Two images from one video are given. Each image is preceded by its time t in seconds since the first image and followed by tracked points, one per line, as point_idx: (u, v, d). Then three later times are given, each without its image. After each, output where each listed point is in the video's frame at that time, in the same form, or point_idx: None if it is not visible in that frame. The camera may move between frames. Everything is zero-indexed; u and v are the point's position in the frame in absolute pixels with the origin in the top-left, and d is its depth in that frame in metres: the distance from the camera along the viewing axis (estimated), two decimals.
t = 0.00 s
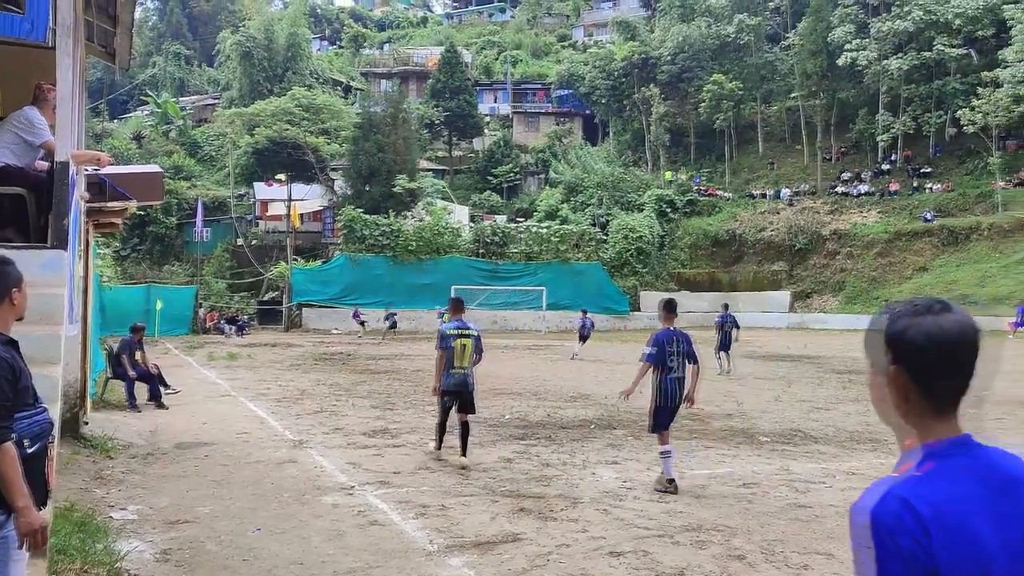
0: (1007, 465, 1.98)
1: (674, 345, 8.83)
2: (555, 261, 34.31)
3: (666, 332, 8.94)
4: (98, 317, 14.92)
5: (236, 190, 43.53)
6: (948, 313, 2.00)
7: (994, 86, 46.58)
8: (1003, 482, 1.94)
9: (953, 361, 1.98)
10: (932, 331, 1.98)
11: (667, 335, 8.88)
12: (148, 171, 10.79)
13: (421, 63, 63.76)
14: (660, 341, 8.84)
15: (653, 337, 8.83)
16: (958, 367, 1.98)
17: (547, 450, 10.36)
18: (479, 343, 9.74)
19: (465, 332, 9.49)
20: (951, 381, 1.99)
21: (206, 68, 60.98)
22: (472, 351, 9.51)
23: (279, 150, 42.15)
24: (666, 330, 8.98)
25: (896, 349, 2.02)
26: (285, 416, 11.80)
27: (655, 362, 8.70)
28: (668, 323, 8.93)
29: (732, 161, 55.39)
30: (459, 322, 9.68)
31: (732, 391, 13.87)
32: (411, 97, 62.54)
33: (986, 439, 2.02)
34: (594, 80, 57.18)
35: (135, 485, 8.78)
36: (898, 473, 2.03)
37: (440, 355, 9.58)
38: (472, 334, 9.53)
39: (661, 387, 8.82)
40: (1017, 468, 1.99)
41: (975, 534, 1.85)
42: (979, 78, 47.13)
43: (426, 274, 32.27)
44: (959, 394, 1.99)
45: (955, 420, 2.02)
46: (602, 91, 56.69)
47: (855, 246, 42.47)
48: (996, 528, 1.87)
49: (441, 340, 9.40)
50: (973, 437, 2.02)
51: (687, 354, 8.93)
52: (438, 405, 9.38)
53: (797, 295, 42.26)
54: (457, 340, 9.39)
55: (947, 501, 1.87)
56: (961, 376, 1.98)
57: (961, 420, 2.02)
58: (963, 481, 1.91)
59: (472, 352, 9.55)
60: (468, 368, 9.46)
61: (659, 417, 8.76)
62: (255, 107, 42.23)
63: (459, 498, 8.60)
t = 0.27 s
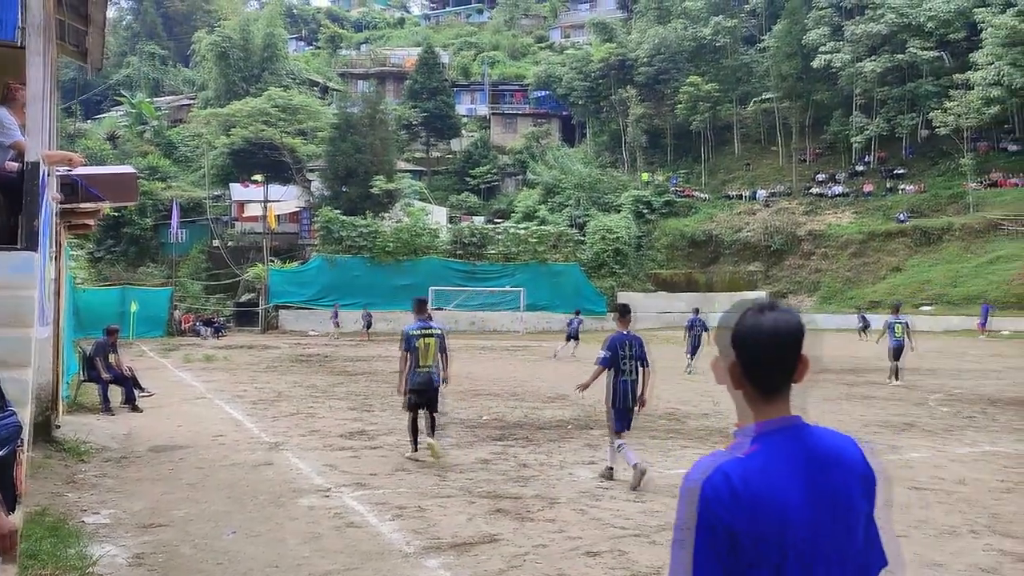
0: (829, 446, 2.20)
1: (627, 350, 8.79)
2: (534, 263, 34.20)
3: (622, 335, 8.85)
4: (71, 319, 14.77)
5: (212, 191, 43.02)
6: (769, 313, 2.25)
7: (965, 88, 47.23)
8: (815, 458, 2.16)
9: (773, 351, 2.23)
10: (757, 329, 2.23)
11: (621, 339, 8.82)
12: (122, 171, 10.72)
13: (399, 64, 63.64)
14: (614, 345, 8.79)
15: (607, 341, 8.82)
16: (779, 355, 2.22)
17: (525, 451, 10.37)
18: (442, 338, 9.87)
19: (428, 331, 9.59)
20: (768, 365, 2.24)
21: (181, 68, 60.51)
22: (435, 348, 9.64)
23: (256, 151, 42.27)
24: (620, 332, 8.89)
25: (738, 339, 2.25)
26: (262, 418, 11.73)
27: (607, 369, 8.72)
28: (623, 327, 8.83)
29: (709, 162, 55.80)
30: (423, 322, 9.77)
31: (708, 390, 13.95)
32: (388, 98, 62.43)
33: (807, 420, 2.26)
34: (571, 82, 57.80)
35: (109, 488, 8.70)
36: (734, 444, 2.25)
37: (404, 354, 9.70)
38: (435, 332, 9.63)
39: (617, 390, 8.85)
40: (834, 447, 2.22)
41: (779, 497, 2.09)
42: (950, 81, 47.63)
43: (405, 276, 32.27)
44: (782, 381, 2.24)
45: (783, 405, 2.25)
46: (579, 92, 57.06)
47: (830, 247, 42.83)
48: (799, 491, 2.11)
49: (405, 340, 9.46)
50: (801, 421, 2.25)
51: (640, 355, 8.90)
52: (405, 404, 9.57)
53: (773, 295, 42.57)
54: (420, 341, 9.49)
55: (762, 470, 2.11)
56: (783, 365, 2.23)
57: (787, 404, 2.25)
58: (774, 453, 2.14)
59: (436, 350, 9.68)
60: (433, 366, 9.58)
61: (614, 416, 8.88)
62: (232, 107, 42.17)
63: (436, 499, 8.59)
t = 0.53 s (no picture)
0: (694, 430, 2.32)
1: (574, 344, 9.00)
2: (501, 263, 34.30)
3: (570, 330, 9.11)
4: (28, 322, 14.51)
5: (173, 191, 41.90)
6: (641, 307, 2.40)
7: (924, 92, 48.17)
8: (678, 437, 2.28)
9: (643, 341, 2.38)
10: (630, 321, 2.39)
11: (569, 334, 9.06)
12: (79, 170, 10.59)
13: (365, 64, 63.45)
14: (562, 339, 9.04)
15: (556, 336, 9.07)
16: (646, 344, 2.38)
17: (489, 452, 10.36)
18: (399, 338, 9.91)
19: (385, 332, 9.62)
20: (637, 351, 2.40)
21: (144, 67, 59.78)
22: (391, 349, 9.68)
23: (221, 151, 41.87)
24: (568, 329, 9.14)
25: (615, 328, 2.41)
26: (224, 421, 11.61)
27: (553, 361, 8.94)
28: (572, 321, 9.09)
29: (675, 163, 56.32)
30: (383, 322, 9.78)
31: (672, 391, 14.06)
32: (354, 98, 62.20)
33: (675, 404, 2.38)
34: (538, 83, 58.65)
35: (64, 494, 8.55)
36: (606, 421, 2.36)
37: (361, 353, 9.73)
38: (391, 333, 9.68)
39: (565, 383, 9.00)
40: (698, 428, 2.34)
41: (642, 471, 2.19)
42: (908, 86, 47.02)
43: (371, 277, 32.13)
44: (651, 368, 2.39)
45: (651, 388, 2.38)
46: (546, 93, 58.33)
47: (793, 248, 43.34)
48: (660, 466, 2.22)
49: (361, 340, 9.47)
50: (669, 404, 2.36)
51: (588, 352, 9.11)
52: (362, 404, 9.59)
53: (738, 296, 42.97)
54: (377, 341, 9.51)
55: (627, 445, 2.21)
56: (650, 353, 2.39)
57: (656, 388, 2.38)
58: (641, 431, 2.24)
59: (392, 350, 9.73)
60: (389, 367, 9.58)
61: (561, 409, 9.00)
62: (194, 106, 42.51)
63: (399, 501, 8.56)
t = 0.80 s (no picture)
0: (570, 428, 2.67)
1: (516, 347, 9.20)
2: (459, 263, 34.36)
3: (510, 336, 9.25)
4: None
5: (125, 189, 41.55)
6: (529, 321, 2.76)
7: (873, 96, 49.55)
8: (552, 435, 2.62)
9: (529, 350, 2.73)
10: (517, 333, 2.73)
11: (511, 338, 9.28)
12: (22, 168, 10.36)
13: (321, 62, 62.98)
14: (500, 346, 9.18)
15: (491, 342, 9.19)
16: (533, 355, 2.73)
17: (442, 453, 10.34)
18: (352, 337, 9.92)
19: (336, 333, 9.62)
20: (523, 361, 2.74)
21: (93, 63, 58.61)
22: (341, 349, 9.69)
23: (173, 149, 41.21)
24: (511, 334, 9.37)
25: (505, 341, 2.75)
26: (174, 423, 11.43)
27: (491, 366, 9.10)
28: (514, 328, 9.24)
29: (631, 165, 56.95)
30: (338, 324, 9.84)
31: (627, 390, 14.16)
32: (310, 96, 61.71)
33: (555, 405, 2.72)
34: (496, 83, 58.88)
35: (5, 500, 8.34)
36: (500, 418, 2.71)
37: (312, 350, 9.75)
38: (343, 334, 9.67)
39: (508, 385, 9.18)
40: (572, 427, 2.67)
41: (516, 468, 2.55)
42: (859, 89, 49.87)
43: (327, 278, 31.87)
44: (534, 375, 2.73)
45: (536, 392, 2.72)
46: (504, 94, 58.63)
47: (746, 249, 43.89)
48: (534, 462, 2.56)
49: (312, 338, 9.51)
50: (552, 405, 2.70)
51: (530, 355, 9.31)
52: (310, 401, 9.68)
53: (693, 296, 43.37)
54: (327, 342, 9.52)
55: (506, 445, 2.56)
56: (534, 362, 2.73)
57: (538, 392, 2.72)
58: (520, 431, 2.59)
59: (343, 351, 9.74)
60: (337, 367, 9.62)
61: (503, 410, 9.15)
62: (146, 103, 41.83)
63: (351, 503, 8.50)
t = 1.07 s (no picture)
0: (473, 404, 2.73)
1: (472, 344, 9.23)
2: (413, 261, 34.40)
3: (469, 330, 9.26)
4: None
5: (72, 185, 40.66)
6: (431, 305, 2.79)
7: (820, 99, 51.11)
8: (457, 413, 2.67)
9: (432, 330, 2.76)
10: (419, 317, 2.77)
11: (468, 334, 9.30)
12: None
13: (274, 58, 62.42)
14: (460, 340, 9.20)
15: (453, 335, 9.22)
16: (438, 335, 2.76)
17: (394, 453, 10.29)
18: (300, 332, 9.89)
19: (284, 331, 9.60)
20: (426, 341, 2.77)
21: (38, 55, 57.18)
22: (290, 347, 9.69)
23: (121, 144, 40.34)
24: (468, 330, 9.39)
25: (408, 322, 2.77)
26: (120, 424, 11.22)
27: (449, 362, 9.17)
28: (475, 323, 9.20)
29: (586, 165, 58.36)
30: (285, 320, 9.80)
31: (581, 388, 14.24)
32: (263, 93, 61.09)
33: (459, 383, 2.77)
34: (452, 81, 59.36)
35: None
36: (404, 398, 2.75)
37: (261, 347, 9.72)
38: (291, 331, 9.65)
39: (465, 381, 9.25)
40: (476, 402, 2.74)
41: (422, 446, 2.60)
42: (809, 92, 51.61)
43: (280, 276, 31.52)
44: (439, 355, 2.76)
45: (441, 370, 2.76)
46: (460, 92, 59.08)
47: (699, 249, 44.40)
48: (441, 439, 2.62)
49: (260, 338, 9.47)
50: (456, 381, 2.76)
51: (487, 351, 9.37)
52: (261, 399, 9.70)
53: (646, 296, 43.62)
54: (276, 341, 9.51)
55: (411, 423, 2.61)
56: (436, 342, 2.76)
57: (443, 370, 2.75)
58: (423, 411, 2.63)
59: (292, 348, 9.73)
60: (286, 364, 9.63)
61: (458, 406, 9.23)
62: (93, 97, 40.93)
63: (301, 503, 8.43)
